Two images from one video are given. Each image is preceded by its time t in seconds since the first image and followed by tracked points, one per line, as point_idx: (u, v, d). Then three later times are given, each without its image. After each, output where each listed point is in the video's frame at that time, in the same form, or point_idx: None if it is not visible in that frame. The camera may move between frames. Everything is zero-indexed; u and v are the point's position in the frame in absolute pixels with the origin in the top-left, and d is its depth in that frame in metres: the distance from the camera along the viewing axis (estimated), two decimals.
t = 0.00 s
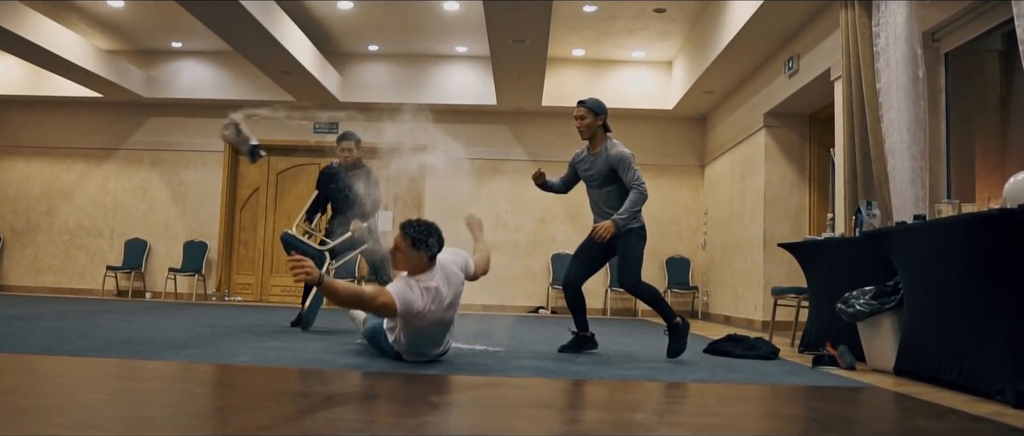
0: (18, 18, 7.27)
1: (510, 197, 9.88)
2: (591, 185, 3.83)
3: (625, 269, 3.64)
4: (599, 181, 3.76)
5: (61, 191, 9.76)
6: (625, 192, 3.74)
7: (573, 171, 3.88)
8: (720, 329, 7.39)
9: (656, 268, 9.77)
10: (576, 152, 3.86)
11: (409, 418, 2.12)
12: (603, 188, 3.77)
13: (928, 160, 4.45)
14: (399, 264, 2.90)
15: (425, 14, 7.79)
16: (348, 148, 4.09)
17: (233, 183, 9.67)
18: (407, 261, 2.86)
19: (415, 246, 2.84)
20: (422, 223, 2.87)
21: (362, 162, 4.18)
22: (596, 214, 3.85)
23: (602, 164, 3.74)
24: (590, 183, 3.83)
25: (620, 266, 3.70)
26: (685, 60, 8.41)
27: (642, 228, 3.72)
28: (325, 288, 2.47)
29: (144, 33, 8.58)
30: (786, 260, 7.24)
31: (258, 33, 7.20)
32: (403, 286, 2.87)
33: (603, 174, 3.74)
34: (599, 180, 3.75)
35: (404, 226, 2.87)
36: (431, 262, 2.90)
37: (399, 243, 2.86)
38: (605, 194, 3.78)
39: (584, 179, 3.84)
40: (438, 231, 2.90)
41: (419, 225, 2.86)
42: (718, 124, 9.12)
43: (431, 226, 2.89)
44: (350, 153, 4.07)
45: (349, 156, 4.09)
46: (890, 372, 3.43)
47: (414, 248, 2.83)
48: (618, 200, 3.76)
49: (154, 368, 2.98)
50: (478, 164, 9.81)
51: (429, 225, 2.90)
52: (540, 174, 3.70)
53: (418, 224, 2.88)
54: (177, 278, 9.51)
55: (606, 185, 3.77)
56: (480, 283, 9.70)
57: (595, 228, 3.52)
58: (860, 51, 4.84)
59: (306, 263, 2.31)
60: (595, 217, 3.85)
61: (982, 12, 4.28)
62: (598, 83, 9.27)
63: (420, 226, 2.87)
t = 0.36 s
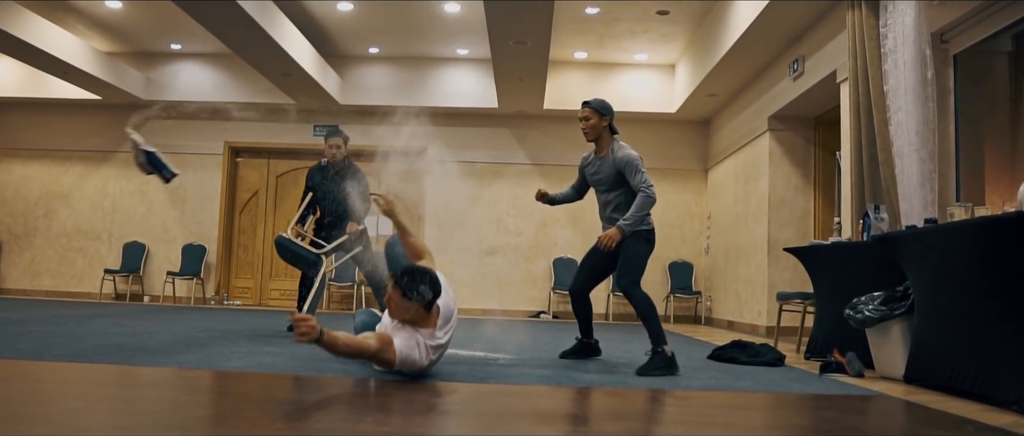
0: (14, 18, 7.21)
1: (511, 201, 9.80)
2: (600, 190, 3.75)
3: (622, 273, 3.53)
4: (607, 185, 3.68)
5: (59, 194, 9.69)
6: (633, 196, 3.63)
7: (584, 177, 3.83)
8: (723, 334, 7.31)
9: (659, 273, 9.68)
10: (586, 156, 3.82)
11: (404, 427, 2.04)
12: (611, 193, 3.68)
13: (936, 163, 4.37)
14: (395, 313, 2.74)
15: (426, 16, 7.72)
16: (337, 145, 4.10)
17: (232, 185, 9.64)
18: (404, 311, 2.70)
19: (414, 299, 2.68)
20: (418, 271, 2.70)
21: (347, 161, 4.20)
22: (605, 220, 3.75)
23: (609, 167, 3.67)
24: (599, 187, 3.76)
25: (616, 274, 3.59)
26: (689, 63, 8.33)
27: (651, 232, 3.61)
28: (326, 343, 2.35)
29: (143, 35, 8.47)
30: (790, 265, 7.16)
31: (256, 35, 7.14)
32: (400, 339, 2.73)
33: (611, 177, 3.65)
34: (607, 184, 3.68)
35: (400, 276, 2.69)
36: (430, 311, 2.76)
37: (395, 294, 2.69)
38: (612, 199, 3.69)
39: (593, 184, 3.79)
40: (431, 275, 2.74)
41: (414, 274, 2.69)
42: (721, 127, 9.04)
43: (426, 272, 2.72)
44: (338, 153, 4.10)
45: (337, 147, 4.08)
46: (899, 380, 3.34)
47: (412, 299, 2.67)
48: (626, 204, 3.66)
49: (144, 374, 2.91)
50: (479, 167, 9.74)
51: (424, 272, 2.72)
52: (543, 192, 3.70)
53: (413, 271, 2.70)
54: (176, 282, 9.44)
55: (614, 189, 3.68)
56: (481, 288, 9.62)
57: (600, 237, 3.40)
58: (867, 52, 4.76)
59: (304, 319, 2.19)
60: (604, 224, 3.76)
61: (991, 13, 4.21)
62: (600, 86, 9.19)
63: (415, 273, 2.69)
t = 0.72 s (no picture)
0: (5, 13, 7.09)
1: (509, 199, 9.70)
2: (606, 193, 3.68)
3: (620, 274, 3.46)
4: (611, 187, 3.62)
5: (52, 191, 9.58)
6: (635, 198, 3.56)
7: (589, 180, 3.76)
8: (723, 332, 7.23)
9: (657, 270, 9.61)
10: (591, 158, 3.76)
11: (394, 429, 1.96)
12: (615, 195, 3.62)
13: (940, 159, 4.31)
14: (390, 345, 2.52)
15: (423, 12, 7.63)
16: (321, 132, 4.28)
17: (226, 183, 9.61)
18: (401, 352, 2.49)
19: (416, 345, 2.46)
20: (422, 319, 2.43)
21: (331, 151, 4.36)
22: (609, 222, 3.67)
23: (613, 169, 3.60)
24: (603, 188, 3.69)
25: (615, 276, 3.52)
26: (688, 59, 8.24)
27: (653, 233, 3.53)
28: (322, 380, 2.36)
29: (140, 31, 8.34)
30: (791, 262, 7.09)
31: (250, 30, 7.04)
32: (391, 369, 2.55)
33: (613, 180, 3.59)
34: (610, 186, 3.61)
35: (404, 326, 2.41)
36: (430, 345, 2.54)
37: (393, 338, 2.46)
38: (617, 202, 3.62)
39: (597, 186, 3.72)
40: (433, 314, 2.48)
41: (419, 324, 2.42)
42: (720, 124, 8.97)
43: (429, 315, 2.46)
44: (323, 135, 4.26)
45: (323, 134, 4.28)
46: (904, 379, 3.27)
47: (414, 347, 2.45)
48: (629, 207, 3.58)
49: (128, 373, 2.83)
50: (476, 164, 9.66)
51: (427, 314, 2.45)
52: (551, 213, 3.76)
53: (416, 319, 2.43)
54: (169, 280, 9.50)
55: (619, 191, 3.61)
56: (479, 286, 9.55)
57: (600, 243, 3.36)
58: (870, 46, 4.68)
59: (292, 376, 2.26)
60: (608, 227, 3.68)
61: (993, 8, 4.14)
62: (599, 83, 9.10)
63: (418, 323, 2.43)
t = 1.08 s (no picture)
0: None
1: (509, 186, 9.63)
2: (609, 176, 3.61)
3: (623, 260, 3.39)
4: (612, 169, 3.55)
5: (50, 180, 9.53)
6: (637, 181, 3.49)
7: (592, 164, 3.68)
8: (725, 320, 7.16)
9: (660, 258, 9.54)
10: (593, 141, 3.66)
11: (386, 421, 1.88)
12: (618, 178, 3.55)
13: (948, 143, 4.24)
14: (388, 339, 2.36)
15: None
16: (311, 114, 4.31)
17: (224, 172, 9.50)
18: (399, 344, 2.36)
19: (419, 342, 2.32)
20: (429, 314, 2.28)
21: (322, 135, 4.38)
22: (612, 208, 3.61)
23: (615, 151, 3.53)
24: (604, 170, 3.62)
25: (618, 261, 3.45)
26: (690, 45, 8.15)
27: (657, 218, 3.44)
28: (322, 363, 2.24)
29: (135, 18, 8.30)
30: (794, 248, 7.02)
31: (248, 18, 6.97)
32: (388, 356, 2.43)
33: (615, 163, 3.53)
34: (612, 169, 3.55)
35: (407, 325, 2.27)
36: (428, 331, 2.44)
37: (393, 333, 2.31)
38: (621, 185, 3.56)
39: (599, 169, 3.65)
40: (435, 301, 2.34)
41: (427, 321, 2.28)
42: (723, 110, 8.88)
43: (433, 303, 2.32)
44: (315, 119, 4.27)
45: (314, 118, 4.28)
46: (914, 368, 3.20)
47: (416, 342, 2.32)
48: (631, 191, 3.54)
49: (118, 363, 2.77)
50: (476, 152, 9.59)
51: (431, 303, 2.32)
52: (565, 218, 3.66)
53: (423, 311, 2.28)
54: (169, 269, 9.27)
55: (621, 174, 3.55)
56: (479, 274, 9.50)
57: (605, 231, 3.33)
58: (876, 28, 4.61)
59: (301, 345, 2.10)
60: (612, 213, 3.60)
61: None
62: (600, 69, 9.02)
63: (424, 317, 2.27)
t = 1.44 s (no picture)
0: None
1: (509, 168, 9.54)
2: (607, 147, 3.53)
3: (625, 240, 3.32)
4: (612, 142, 3.47)
5: (46, 164, 9.47)
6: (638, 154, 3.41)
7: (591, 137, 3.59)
8: (728, 302, 7.10)
9: (661, 240, 9.47)
10: (592, 115, 3.57)
11: (377, 406, 1.81)
12: (618, 151, 3.48)
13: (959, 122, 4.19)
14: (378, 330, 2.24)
15: None
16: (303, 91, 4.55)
17: (224, 155, 9.45)
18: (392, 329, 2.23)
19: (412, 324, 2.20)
20: (412, 293, 2.15)
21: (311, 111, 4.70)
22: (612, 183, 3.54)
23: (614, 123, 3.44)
24: (603, 143, 3.54)
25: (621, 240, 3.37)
26: (692, 23, 8.05)
27: (654, 195, 3.37)
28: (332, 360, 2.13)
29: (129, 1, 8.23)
30: (797, 230, 6.95)
31: None
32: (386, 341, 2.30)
33: (614, 136, 3.45)
34: (611, 142, 3.48)
35: (394, 311, 2.14)
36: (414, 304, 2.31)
37: (382, 321, 2.18)
38: (621, 158, 3.49)
39: (598, 142, 3.56)
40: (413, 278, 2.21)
41: (412, 301, 2.14)
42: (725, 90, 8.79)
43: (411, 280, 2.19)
44: (306, 96, 4.51)
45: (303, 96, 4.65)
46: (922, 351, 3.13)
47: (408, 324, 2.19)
48: (630, 164, 3.46)
49: (106, 348, 2.71)
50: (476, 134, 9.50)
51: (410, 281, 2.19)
52: (574, 203, 3.56)
53: (403, 290, 2.15)
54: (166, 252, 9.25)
55: (621, 147, 3.47)
56: (479, 256, 9.44)
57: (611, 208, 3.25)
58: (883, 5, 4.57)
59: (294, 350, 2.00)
60: (612, 188, 3.52)
61: None
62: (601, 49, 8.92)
63: (409, 298, 2.14)
